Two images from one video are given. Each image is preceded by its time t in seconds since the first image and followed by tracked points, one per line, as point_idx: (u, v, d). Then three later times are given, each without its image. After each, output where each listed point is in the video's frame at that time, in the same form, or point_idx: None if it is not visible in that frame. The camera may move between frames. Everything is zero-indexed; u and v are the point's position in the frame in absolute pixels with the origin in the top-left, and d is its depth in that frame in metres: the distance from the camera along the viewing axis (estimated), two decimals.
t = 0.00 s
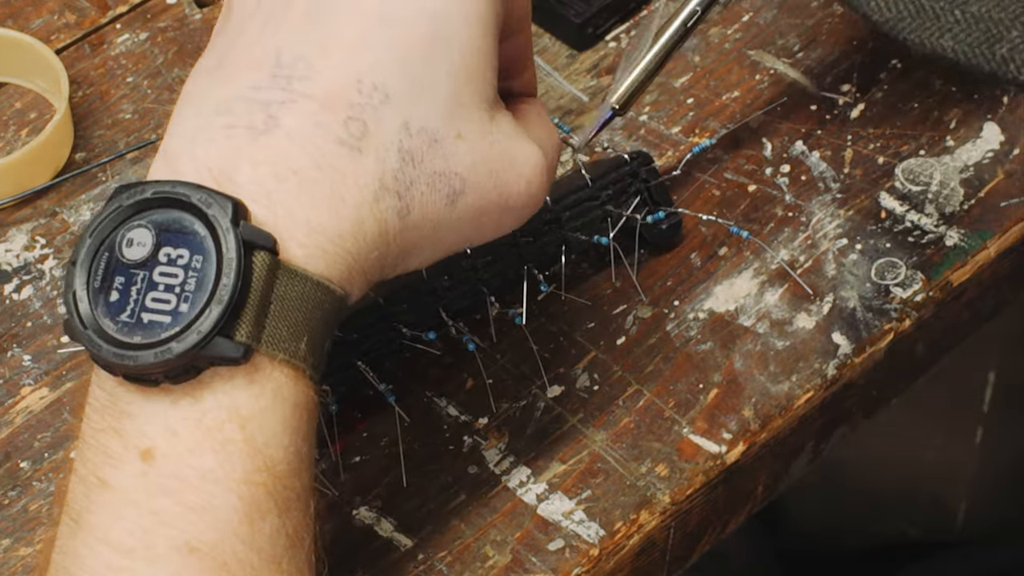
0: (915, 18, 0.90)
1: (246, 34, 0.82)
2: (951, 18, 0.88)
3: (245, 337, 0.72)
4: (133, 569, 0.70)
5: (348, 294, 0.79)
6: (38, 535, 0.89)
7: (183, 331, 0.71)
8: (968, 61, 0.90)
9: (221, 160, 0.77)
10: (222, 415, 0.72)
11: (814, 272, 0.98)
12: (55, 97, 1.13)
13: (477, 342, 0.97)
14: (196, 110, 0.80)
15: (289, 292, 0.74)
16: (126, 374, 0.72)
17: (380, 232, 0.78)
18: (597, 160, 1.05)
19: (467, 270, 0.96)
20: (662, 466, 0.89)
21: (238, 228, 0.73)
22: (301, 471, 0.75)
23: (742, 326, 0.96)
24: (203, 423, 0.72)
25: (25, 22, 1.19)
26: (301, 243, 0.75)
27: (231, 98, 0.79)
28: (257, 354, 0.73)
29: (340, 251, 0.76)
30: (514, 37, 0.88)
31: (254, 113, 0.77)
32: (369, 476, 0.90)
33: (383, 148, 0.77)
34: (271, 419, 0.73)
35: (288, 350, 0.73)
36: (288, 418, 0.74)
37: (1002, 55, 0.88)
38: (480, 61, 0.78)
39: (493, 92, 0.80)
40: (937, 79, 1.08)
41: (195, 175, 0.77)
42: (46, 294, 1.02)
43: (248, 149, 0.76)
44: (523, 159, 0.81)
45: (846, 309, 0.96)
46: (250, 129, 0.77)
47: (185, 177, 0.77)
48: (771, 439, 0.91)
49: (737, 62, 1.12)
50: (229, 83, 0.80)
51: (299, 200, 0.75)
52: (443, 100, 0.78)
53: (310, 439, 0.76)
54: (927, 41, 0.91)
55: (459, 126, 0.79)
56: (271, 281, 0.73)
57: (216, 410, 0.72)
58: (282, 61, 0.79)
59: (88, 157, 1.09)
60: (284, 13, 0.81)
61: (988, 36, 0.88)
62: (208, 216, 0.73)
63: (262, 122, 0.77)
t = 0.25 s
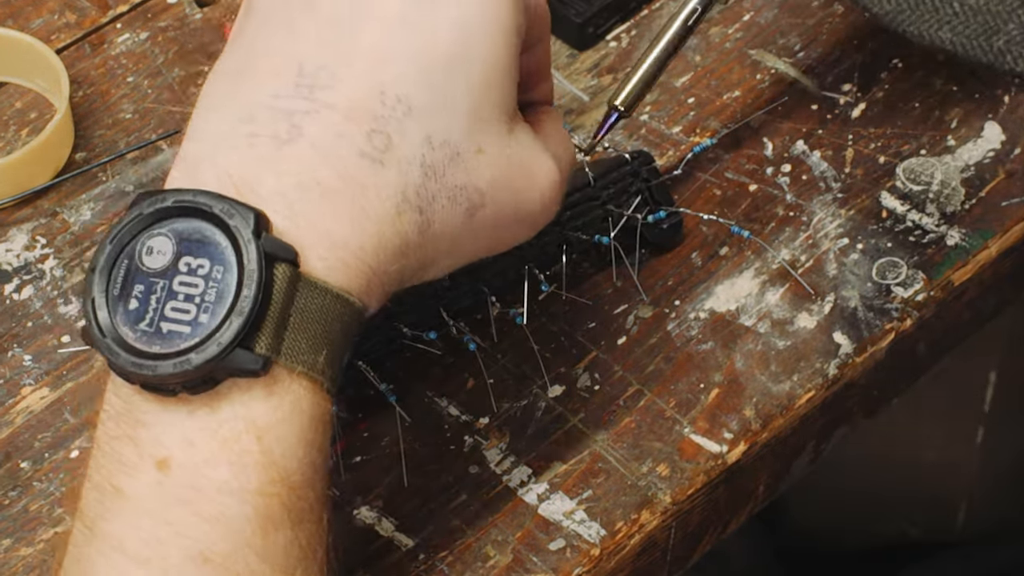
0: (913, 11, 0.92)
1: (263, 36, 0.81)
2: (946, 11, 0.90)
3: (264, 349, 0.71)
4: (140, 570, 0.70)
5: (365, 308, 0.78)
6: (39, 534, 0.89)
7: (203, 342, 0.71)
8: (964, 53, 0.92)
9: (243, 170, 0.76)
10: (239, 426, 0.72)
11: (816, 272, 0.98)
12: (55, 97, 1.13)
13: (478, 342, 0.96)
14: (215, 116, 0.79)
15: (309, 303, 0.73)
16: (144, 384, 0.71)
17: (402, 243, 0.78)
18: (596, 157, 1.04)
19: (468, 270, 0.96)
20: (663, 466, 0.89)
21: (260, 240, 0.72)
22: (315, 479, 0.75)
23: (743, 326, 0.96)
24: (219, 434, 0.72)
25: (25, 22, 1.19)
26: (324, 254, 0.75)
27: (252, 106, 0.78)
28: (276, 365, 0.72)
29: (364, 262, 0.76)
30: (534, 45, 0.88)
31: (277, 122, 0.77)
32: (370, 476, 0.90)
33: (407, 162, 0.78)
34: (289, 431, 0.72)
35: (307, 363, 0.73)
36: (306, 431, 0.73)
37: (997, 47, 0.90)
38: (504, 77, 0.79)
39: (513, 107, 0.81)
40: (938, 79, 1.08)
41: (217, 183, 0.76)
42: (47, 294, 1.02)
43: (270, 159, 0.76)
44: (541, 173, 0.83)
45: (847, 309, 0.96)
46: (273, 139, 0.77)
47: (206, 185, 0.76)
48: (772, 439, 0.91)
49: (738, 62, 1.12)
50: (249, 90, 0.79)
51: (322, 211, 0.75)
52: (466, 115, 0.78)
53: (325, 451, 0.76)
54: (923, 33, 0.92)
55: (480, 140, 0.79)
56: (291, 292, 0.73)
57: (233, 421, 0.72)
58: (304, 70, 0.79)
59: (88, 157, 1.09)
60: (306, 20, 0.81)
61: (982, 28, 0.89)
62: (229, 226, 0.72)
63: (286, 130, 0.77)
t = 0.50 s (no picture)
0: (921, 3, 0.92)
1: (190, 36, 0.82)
2: None
3: (198, 356, 0.71)
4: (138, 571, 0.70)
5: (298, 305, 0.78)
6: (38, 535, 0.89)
7: (135, 353, 0.69)
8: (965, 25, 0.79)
9: (164, 165, 0.76)
10: (175, 437, 0.71)
11: (816, 272, 0.98)
12: (55, 97, 1.12)
13: (478, 343, 0.96)
14: (135, 111, 0.79)
15: (238, 306, 0.73)
16: (74, 395, 0.70)
17: (328, 239, 0.79)
18: (598, 159, 1.05)
19: (467, 269, 0.96)
20: (663, 466, 0.88)
21: (189, 244, 0.72)
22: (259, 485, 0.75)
23: (743, 326, 0.95)
24: (155, 446, 0.71)
25: (25, 22, 1.19)
26: (251, 251, 0.75)
27: (175, 102, 0.79)
28: (208, 372, 0.72)
29: (291, 256, 0.76)
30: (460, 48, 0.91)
31: (199, 116, 0.77)
32: (370, 476, 0.90)
33: (330, 156, 0.78)
34: (225, 438, 0.72)
35: (240, 367, 0.72)
36: (242, 437, 0.73)
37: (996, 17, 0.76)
38: (428, 75, 0.81)
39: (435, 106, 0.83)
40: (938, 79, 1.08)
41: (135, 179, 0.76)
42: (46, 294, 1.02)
43: (189, 153, 0.76)
44: (462, 174, 0.86)
45: (848, 309, 0.96)
46: (193, 132, 0.77)
47: (124, 182, 0.76)
48: (772, 439, 0.91)
49: (738, 62, 1.11)
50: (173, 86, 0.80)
51: (245, 205, 0.75)
52: (390, 112, 0.80)
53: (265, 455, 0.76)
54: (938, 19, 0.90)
55: (406, 137, 0.81)
56: (220, 296, 0.72)
57: (169, 433, 0.72)
58: (224, 65, 0.79)
59: (87, 157, 1.09)
60: (226, 15, 0.81)
61: None
62: (156, 231, 0.71)
63: (207, 125, 0.77)
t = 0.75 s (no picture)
0: None
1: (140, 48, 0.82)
2: None
3: (144, 371, 0.71)
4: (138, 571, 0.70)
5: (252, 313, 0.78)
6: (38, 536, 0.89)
7: (79, 371, 0.69)
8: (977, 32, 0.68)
9: (108, 178, 0.76)
10: (126, 454, 0.71)
11: (817, 272, 0.98)
12: (55, 96, 1.12)
13: (479, 343, 0.96)
14: (85, 128, 0.80)
15: (184, 319, 0.73)
16: (24, 416, 0.70)
17: (278, 244, 0.79)
18: (598, 159, 1.05)
19: (467, 269, 0.97)
20: (663, 466, 0.88)
21: (130, 259, 0.72)
22: (218, 497, 0.75)
23: (744, 326, 0.95)
24: (106, 462, 0.71)
25: (24, 22, 1.19)
26: (196, 263, 0.74)
27: (122, 114, 0.79)
28: (156, 386, 0.72)
29: (238, 263, 0.76)
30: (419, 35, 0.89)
31: (143, 128, 0.78)
32: (370, 477, 0.90)
33: (277, 162, 0.78)
34: (176, 451, 0.72)
35: (188, 379, 0.72)
36: (194, 450, 0.73)
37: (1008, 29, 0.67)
38: (374, 72, 0.80)
39: (389, 102, 0.82)
40: (939, 79, 1.08)
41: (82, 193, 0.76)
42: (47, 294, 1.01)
43: (135, 165, 0.76)
44: (423, 169, 0.83)
45: (849, 309, 0.96)
46: (138, 144, 0.77)
47: (72, 198, 0.76)
48: (772, 439, 0.91)
49: (738, 62, 1.11)
50: (120, 100, 0.80)
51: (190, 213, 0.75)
52: (337, 113, 0.79)
53: (223, 467, 0.76)
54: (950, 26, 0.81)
55: (357, 137, 0.80)
56: (165, 310, 0.72)
57: (119, 449, 0.71)
58: (168, 76, 0.80)
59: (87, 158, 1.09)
60: (172, 25, 0.82)
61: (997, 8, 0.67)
62: (97, 247, 0.71)
63: (152, 136, 0.77)
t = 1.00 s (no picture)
0: None
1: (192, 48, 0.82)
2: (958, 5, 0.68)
3: (189, 366, 0.71)
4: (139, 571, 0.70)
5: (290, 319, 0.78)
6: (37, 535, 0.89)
7: (125, 362, 0.70)
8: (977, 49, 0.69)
9: (157, 177, 0.76)
10: (165, 448, 0.71)
11: (817, 272, 0.98)
12: (54, 96, 1.12)
13: (479, 343, 0.96)
14: (132, 125, 0.80)
15: (230, 317, 0.73)
16: (66, 405, 0.71)
17: (322, 251, 0.78)
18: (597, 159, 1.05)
19: (467, 269, 0.97)
20: (663, 466, 0.88)
21: (180, 254, 0.72)
22: (250, 495, 0.75)
23: (744, 326, 0.95)
24: (145, 455, 0.71)
25: (24, 21, 1.19)
26: (245, 263, 0.75)
27: (170, 113, 0.79)
28: (201, 382, 0.72)
29: (283, 269, 0.76)
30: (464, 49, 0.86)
31: (193, 128, 0.78)
32: (369, 477, 0.90)
33: (324, 169, 0.78)
34: (216, 449, 0.72)
35: (230, 378, 0.72)
36: (233, 448, 0.73)
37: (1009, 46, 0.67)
38: (424, 84, 0.78)
39: (437, 117, 0.79)
40: (939, 79, 1.08)
41: (130, 191, 0.76)
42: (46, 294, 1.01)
43: (183, 165, 0.76)
44: (462, 187, 0.81)
45: (849, 309, 0.95)
46: (187, 144, 0.77)
47: (119, 195, 0.76)
48: (772, 440, 0.91)
49: (738, 62, 1.11)
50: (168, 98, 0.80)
51: (237, 216, 0.75)
52: (386, 123, 0.78)
53: (256, 467, 0.76)
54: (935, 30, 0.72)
55: (404, 152, 0.79)
56: (212, 308, 0.72)
57: (159, 443, 0.71)
58: (219, 77, 0.79)
59: (87, 157, 1.09)
60: (225, 28, 0.81)
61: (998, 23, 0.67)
62: (148, 242, 0.72)
63: (200, 137, 0.77)
